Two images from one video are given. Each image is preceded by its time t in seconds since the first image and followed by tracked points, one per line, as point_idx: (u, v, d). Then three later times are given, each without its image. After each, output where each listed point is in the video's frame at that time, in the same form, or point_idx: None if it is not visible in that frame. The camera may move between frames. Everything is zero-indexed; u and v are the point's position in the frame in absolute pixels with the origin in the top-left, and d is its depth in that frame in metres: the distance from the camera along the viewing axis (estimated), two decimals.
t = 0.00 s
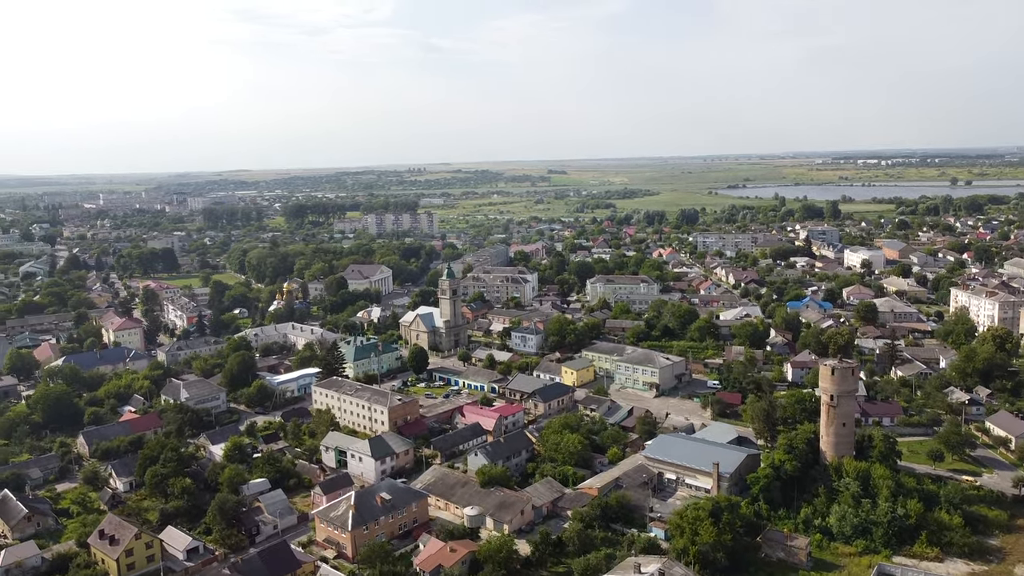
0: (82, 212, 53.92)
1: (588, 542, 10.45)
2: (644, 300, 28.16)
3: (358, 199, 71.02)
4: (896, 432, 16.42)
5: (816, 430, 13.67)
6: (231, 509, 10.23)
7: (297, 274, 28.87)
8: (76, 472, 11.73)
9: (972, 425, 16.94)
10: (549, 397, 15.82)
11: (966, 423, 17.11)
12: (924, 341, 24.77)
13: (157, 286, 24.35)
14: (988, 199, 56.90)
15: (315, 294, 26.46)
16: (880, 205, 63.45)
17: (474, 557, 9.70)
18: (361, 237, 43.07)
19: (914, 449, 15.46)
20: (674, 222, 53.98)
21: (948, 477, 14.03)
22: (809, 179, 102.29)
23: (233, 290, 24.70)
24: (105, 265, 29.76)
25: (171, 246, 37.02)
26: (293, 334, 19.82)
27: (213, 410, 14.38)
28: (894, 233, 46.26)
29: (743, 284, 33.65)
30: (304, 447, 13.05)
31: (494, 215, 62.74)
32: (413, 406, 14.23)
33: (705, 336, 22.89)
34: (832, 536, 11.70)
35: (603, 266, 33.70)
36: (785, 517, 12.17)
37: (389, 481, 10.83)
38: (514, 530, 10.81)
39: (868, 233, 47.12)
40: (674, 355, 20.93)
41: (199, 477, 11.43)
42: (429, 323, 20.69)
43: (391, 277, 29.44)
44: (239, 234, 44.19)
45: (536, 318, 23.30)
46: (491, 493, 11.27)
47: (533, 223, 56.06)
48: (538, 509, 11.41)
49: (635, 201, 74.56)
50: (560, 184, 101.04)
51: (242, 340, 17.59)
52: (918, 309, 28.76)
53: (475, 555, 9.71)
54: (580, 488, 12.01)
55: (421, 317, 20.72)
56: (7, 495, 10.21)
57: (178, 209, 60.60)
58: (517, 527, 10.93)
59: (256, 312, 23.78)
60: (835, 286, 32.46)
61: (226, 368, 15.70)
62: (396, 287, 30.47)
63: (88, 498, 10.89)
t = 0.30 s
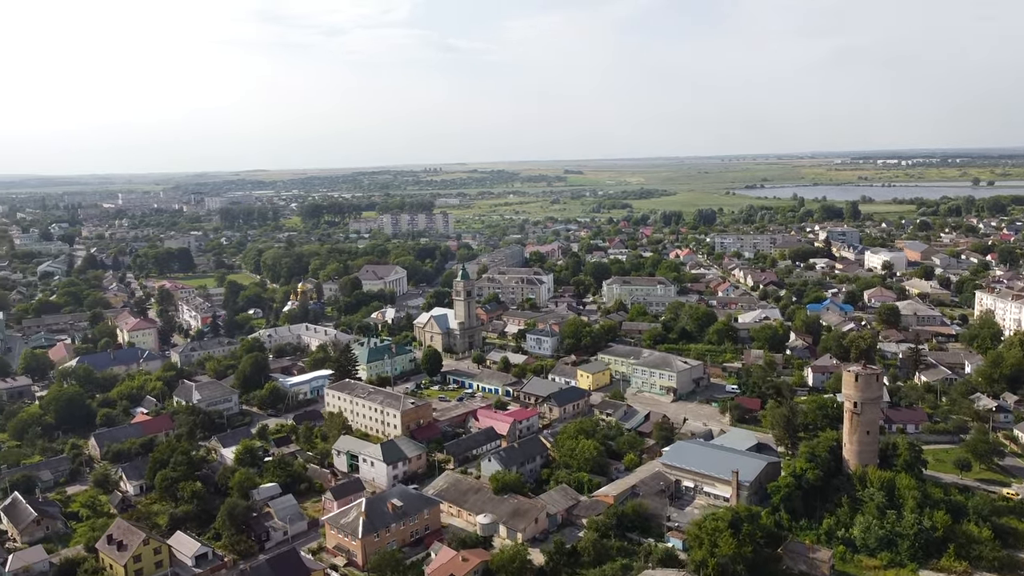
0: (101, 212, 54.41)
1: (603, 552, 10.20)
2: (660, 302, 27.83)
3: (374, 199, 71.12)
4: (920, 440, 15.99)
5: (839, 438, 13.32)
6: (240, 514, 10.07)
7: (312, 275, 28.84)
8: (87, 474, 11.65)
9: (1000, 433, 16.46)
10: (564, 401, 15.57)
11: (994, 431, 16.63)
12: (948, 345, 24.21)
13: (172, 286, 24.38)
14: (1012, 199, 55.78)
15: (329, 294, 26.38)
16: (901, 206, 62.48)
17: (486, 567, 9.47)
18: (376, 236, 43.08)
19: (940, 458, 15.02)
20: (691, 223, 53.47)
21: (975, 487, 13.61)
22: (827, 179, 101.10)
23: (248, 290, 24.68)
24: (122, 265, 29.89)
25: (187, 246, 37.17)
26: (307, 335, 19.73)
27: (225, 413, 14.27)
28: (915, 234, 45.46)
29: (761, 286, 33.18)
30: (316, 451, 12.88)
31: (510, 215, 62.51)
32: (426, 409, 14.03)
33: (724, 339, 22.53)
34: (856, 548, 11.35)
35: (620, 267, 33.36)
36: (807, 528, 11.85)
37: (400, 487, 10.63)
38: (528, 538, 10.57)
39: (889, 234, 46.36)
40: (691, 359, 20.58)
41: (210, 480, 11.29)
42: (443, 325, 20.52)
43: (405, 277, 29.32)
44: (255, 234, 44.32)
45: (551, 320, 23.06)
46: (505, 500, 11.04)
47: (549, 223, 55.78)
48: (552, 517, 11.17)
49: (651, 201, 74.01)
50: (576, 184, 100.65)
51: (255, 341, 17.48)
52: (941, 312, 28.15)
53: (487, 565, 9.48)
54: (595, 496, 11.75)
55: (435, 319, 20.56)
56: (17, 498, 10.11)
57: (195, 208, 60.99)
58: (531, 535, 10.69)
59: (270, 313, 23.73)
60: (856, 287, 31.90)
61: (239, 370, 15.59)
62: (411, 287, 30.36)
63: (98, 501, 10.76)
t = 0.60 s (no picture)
0: (120, 211, 54.87)
1: (619, 563, 9.92)
2: (678, 304, 27.47)
3: (389, 199, 71.16)
4: (946, 448, 15.54)
5: (862, 446, 12.94)
6: (249, 520, 9.92)
7: (327, 275, 28.79)
8: (98, 476, 11.55)
9: None
10: (579, 406, 15.30)
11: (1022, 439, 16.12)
12: (973, 349, 23.63)
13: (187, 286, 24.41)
14: None
15: (344, 294, 26.30)
16: (922, 206, 61.47)
17: None
18: (391, 236, 43.04)
19: (966, 467, 14.57)
20: (708, 223, 52.90)
21: (1004, 498, 13.16)
22: (847, 179, 99.86)
23: (262, 290, 24.65)
24: (139, 264, 30.01)
25: (203, 246, 37.30)
26: (320, 337, 19.62)
27: (236, 415, 14.16)
28: (937, 235, 44.63)
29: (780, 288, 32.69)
30: (327, 455, 12.70)
31: (525, 215, 62.24)
32: (439, 413, 13.83)
33: (742, 342, 22.15)
34: (880, 561, 10.95)
35: (636, 268, 33.00)
36: (829, 539, 11.50)
37: (412, 493, 10.41)
38: (542, 547, 10.33)
39: (910, 235, 45.55)
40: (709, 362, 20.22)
41: (220, 485, 11.15)
42: (457, 326, 20.33)
43: (420, 278, 29.18)
44: (271, 234, 44.45)
45: (566, 322, 22.79)
46: (519, 507, 10.80)
47: (565, 223, 55.48)
48: (567, 525, 10.91)
49: (668, 202, 73.45)
50: (592, 184, 100.18)
51: (269, 342, 17.37)
52: (966, 315, 27.51)
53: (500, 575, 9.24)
54: (611, 504, 11.47)
55: (449, 320, 20.37)
56: (26, 501, 10.01)
57: (212, 208, 61.35)
58: (545, 544, 10.45)
59: (284, 313, 23.69)
60: (877, 290, 31.30)
61: (251, 371, 15.49)
62: (425, 288, 30.22)
63: (107, 505, 10.64)
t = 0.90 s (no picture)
0: (138, 211, 55.33)
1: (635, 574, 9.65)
2: (695, 306, 27.10)
3: (405, 199, 71.22)
4: (973, 456, 15.09)
5: (887, 456, 12.56)
6: (258, 526, 9.77)
7: (341, 275, 28.74)
8: (109, 479, 11.45)
9: None
10: (595, 410, 15.04)
11: None
12: (999, 354, 23.05)
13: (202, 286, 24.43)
14: None
15: (358, 295, 26.22)
16: (944, 207, 60.43)
17: None
18: (406, 237, 43.02)
19: (994, 477, 14.13)
20: (726, 224, 52.30)
21: None
22: (866, 179, 98.52)
23: (276, 291, 24.62)
24: (155, 264, 30.15)
25: (219, 246, 37.43)
26: (333, 338, 19.52)
27: (248, 417, 14.05)
28: (960, 237, 43.77)
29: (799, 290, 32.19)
30: (339, 459, 12.53)
31: (541, 215, 61.96)
32: (452, 417, 13.62)
33: (761, 345, 21.77)
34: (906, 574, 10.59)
35: (652, 270, 32.63)
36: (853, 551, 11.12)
37: (424, 501, 10.21)
38: (556, 557, 10.08)
39: (932, 236, 44.72)
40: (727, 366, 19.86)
41: (230, 489, 11.01)
42: (471, 328, 20.14)
43: (434, 279, 29.03)
44: (287, 234, 44.58)
45: (582, 324, 22.52)
46: (532, 516, 10.56)
47: (580, 224, 55.17)
48: (582, 534, 10.65)
49: (685, 202, 72.85)
50: (609, 184, 99.60)
51: (282, 344, 17.27)
52: (991, 319, 26.87)
53: None
54: (627, 512, 11.20)
55: (463, 322, 20.18)
56: (35, 503, 9.90)
57: (229, 208, 61.71)
58: (559, 553, 10.20)
59: (298, 314, 23.63)
60: (899, 292, 30.70)
61: (263, 374, 15.39)
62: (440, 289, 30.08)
63: (117, 508, 10.52)
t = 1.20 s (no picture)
0: (156, 211, 55.77)
1: None
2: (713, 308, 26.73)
3: (421, 199, 71.20)
4: (1001, 465, 14.63)
5: (912, 465, 12.18)
6: (267, 532, 9.60)
7: (355, 275, 28.67)
8: (119, 482, 11.34)
9: None
10: (610, 415, 14.76)
11: None
12: None
13: (217, 286, 24.45)
14: None
15: (372, 295, 26.11)
16: (967, 207, 59.36)
17: None
18: (421, 236, 42.97)
19: None
20: (743, 224, 51.67)
21: None
22: (886, 179, 97.18)
23: (291, 291, 24.58)
24: (171, 263, 30.27)
25: (235, 246, 37.52)
26: (347, 339, 19.41)
27: (260, 419, 13.93)
28: (984, 237, 42.91)
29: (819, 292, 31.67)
30: (350, 463, 12.36)
31: (556, 215, 61.65)
32: (465, 421, 13.40)
33: (780, 349, 21.36)
34: None
35: (669, 271, 32.24)
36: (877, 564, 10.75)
37: (435, 508, 10.00)
38: (571, 567, 9.83)
39: (955, 237, 43.89)
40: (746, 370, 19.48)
41: (240, 494, 10.86)
42: (485, 330, 19.94)
43: (449, 279, 28.86)
44: (303, 234, 44.68)
45: (597, 326, 22.24)
46: (546, 524, 10.31)
47: (596, 224, 54.81)
48: (597, 543, 10.39)
49: (702, 202, 72.20)
50: (625, 184, 98.97)
51: (294, 345, 17.16)
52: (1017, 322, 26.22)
53: None
54: (643, 521, 10.92)
55: (478, 324, 19.99)
56: (44, 506, 9.78)
57: (246, 208, 62.06)
58: (573, 563, 9.95)
59: (312, 314, 23.55)
60: (922, 295, 30.08)
61: (276, 376, 15.27)
62: (454, 290, 29.92)
63: (126, 512, 10.38)
